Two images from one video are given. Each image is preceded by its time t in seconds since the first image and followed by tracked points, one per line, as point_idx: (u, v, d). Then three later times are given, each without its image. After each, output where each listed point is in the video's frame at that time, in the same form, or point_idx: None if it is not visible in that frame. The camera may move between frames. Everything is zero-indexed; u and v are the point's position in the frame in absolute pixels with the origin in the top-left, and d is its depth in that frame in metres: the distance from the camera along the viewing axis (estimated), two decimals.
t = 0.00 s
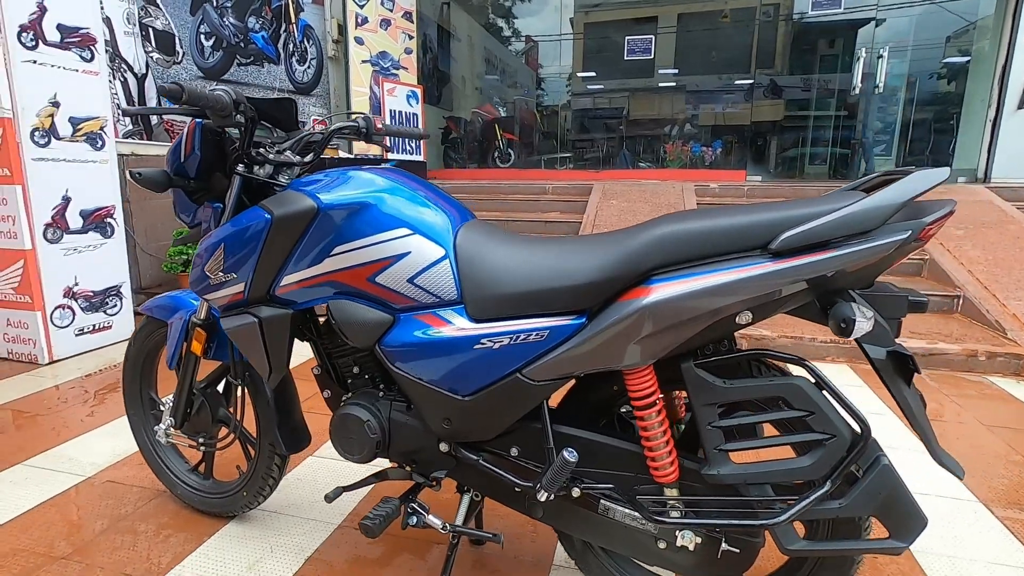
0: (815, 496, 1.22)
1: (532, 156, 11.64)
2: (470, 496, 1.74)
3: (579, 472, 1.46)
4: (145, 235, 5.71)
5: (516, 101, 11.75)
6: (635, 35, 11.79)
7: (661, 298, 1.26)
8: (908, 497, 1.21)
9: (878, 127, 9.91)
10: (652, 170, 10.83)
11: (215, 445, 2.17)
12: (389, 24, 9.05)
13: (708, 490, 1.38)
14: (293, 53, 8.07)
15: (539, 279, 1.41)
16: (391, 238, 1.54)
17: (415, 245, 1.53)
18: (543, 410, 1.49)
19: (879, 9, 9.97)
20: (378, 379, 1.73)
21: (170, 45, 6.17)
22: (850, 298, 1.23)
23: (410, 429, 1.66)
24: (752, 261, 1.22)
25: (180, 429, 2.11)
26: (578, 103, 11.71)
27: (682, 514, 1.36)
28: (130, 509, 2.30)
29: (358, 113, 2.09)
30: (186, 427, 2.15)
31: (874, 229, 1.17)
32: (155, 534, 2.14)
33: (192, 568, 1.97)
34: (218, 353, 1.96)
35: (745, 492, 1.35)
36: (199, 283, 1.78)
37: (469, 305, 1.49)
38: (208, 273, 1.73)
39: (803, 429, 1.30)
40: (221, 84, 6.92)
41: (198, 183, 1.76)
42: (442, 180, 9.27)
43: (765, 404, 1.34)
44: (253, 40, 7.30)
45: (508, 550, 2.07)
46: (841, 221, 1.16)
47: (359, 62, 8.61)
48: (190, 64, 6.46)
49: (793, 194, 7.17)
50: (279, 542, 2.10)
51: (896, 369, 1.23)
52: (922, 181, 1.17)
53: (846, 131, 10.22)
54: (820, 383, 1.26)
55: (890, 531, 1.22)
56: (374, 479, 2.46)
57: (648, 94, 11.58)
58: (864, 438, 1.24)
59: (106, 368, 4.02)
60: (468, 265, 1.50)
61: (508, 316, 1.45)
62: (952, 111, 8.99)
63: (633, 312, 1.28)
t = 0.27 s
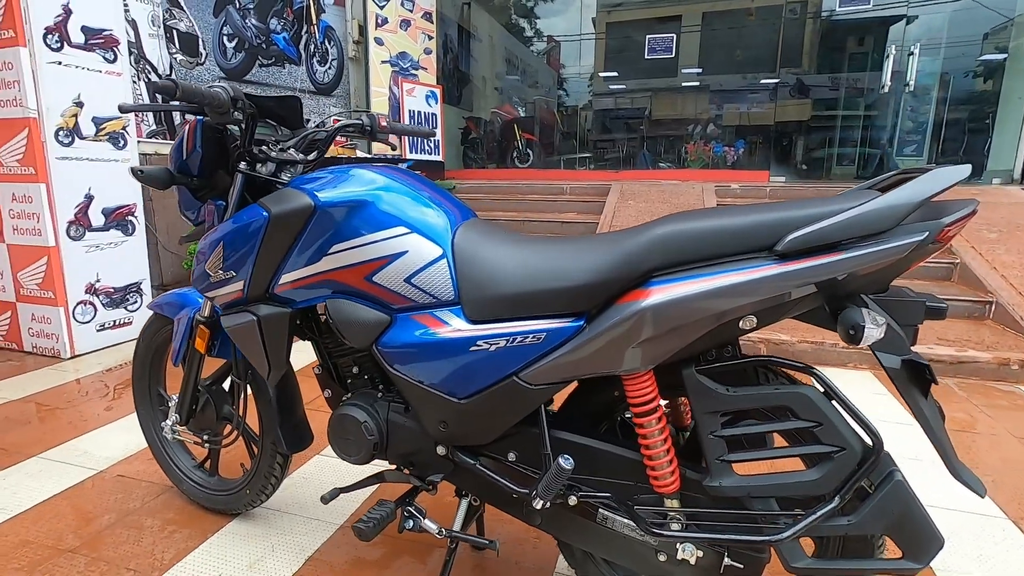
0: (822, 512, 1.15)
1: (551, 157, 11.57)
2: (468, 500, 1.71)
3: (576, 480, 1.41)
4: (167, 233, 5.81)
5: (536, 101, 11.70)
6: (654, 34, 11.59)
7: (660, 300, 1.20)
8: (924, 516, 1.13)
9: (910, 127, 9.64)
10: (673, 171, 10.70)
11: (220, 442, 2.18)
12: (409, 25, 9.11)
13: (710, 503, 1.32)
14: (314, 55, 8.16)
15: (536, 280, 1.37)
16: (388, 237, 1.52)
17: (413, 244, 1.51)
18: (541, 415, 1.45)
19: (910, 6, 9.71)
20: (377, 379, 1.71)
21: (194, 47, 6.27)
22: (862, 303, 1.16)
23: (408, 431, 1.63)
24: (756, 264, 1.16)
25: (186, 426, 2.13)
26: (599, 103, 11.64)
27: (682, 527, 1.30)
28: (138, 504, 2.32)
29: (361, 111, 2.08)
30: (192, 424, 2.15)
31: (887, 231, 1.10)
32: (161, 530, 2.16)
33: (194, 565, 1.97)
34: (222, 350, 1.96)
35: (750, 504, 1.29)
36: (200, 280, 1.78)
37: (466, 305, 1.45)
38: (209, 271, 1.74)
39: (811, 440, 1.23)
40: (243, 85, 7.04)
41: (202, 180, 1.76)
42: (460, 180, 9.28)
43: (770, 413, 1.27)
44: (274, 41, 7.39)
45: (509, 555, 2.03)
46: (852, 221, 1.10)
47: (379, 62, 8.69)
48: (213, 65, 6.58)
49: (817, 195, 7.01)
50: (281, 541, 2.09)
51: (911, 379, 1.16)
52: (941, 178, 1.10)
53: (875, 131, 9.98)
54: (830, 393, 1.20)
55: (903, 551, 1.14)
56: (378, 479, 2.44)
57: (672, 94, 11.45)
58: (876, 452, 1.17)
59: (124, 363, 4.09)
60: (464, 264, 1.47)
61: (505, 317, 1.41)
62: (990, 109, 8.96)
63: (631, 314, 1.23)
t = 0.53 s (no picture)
0: (829, 528, 1.09)
1: (572, 157, 11.48)
2: (467, 504, 1.68)
3: (574, 487, 1.37)
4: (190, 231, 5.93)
5: (556, 102, 11.64)
6: (677, 33, 11.61)
7: (660, 303, 1.16)
8: (939, 537, 1.06)
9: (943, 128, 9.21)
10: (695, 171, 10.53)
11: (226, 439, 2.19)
12: (429, 25, 9.16)
13: (713, 515, 1.26)
14: (336, 55, 8.24)
15: (534, 280, 1.33)
16: (386, 235, 1.50)
17: (411, 243, 1.48)
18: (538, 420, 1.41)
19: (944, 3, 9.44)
20: (377, 379, 1.69)
21: (217, 48, 6.39)
22: (875, 309, 1.10)
23: (406, 432, 1.61)
24: (760, 265, 1.10)
25: (192, 422, 2.14)
26: (622, 103, 11.55)
27: (683, 540, 1.25)
28: (147, 498, 2.34)
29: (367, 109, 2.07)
30: (198, 420, 2.17)
31: (902, 232, 1.04)
32: (167, 525, 2.17)
33: (196, 561, 1.98)
34: (226, 348, 1.97)
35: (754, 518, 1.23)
36: (204, 277, 1.79)
37: (463, 306, 1.42)
38: (211, 268, 1.74)
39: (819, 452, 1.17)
40: (265, 86, 7.14)
41: (206, 178, 1.77)
42: (479, 180, 9.28)
43: (776, 423, 1.21)
44: (297, 42, 7.49)
45: (512, 560, 2.00)
46: (864, 222, 1.04)
47: (400, 63, 8.72)
48: (236, 66, 6.70)
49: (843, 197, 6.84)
50: (284, 539, 2.09)
51: (927, 390, 1.09)
52: (961, 176, 1.03)
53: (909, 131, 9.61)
54: (839, 403, 1.13)
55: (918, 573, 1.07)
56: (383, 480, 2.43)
57: (697, 94, 11.29)
58: (889, 467, 1.11)
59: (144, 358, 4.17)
60: (462, 263, 1.44)
61: (502, 318, 1.37)
62: None
63: (629, 317, 1.18)
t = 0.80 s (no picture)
0: (823, 537, 1.07)
1: (590, 156, 11.43)
2: (463, 504, 1.68)
3: (566, 490, 1.36)
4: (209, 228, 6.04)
5: (573, 100, 11.58)
6: (697, 30, 11.42)
7: (652, 305, 1.14)
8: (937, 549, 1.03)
9: (974, 125, 9.15)
10: (713, 171, 10.42)
11: (233, 434, 2.23)
12: (446, 24, 9.19)
13: (707, 521, 1.24)
14: (353, 55, 8.31)
15: (528, 280, 1.32)
16: (384, 235, 1.50)
17: (407, 242, 1.49)
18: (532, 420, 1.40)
19: None
20: (376, 378, 1.70)
21: (236, 48, 6.51)
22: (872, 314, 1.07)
23: (404, 431, 1.62)
24: (754, 268, 1.08)
25: (200, 418, 2.18)
26: (641, 101, 11.46)
27: (675, 545, 1.23)
28: (157, 491, 2.40)
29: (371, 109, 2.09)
30: (205, 415, 2.20)
31: (900, 235, 1.01)
32: (175, 517, 2.22)
33: (202, 554, 2.02)
34: (232, 345, 2.00)
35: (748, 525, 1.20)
36: (208, 276, 1.82)
37: (459, 306, 1.42)
38: (214, 267, 1.77)
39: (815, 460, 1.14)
40: (283, 85, 7.24)
41: (211, 177, 1.80)
42: (494, 179, 9.29)
43: (771, 429, 1.19)
44: (314, 42, 7.57)
45: (512, 561, 2.00)
46: (860, 225, 1.01)
47: (417, 62, 8.77)
48: (255, 67, 6.81)
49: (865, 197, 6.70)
50: (286, 534, 2.11)
51: (926, 399, 1.06)
52: (963, 177, 1.00)
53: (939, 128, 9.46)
54: (833, 409, 1.11)
55: None
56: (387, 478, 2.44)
57: (719, 92, 11.15)
58: (886, 476, 1.08)
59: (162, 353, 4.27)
60: (457, 263, 1.44)
61: (496, 319, 1.37)
62: None
63: (620, 319, 1.17)
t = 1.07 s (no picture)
0: (801, 534, 1.08)
1: (606, 155, 11.42)
2: (459, 497, 1.72)
3: (555, 484, 1.39)
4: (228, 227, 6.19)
5: (589, 99, 11.59)
6: (713, 28, 11.38)
7: (634, 304, 1.16)
8: (916, 548, 1.03)
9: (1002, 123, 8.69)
10: (730, 170, 10.34)
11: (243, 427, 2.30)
12: (462, 25, 9.27)
13: (692, 517, 1.26)
14: (370, 56, 8.43)
15: (518, 279, 1.35)
16: (381, 235, 1.55)
17: (404, 242, 1.53)
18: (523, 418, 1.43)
19: None
20: (376, 373, 1.75)
21: (256, 51, 6.65)
22: (852, 314, 1.08)
23: (402, 426, 1.66)
24: (734, 268, 1.10)
25: (211, 411, 2.25)
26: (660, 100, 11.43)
27: (659, 540, 1.25)
28: (171, 481, 2.48)
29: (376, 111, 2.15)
30: (217, 408, 2.28)
31: (878, 236, 1.02)
32: (187, 506, 2.30)
33: (212, 541, 2.09)
34: (241, 341, 2.07)
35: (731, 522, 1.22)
36: (217, 274, 1.89)
37: (452, 304, 1.46)
38: (222, 265, 1.84)
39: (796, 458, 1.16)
40: (301, 87, 7.39)
41: (220, 178, 1.86)
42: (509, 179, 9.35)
43: (753, 427, 1.20)
44: (332, 44, 7.71)
45: (509, 555, 2.03)
46: (838, 225, 1.02)
47: (432, 63, 8.98)
48: (274, 69, 6.95)
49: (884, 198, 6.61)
50: (292, 525, 2.18)
51: (906, 399, 1.07)
52: (940, 179, 1.01)
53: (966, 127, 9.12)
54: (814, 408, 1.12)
55: None
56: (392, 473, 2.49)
57: (739, 91, 11.07)
58: (865, 474, 1.09)
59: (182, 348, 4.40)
60: (451, 262, 1.47)
61: (488, 317, 1.40)
62: None
63: (603, 318, 1.19)
